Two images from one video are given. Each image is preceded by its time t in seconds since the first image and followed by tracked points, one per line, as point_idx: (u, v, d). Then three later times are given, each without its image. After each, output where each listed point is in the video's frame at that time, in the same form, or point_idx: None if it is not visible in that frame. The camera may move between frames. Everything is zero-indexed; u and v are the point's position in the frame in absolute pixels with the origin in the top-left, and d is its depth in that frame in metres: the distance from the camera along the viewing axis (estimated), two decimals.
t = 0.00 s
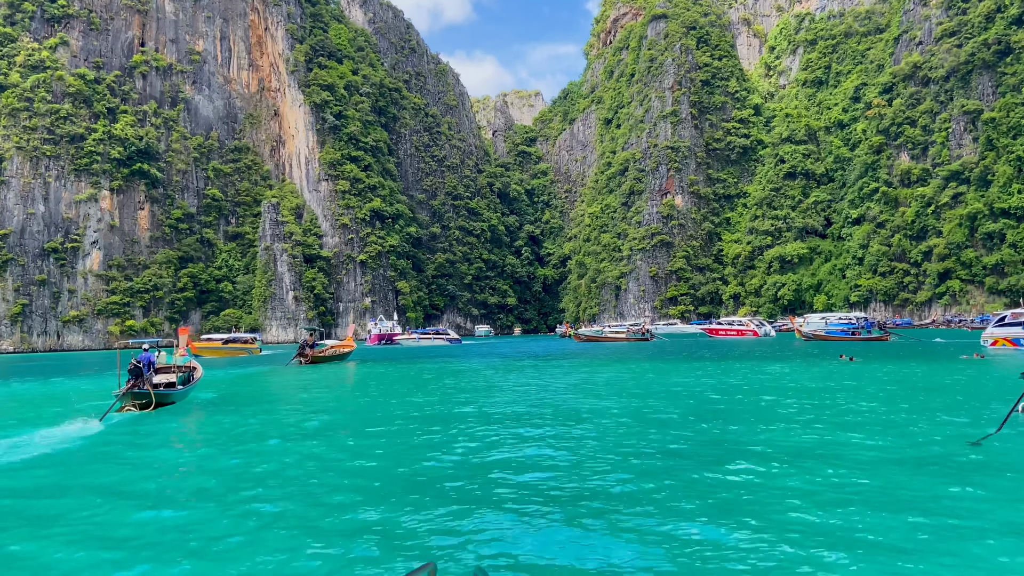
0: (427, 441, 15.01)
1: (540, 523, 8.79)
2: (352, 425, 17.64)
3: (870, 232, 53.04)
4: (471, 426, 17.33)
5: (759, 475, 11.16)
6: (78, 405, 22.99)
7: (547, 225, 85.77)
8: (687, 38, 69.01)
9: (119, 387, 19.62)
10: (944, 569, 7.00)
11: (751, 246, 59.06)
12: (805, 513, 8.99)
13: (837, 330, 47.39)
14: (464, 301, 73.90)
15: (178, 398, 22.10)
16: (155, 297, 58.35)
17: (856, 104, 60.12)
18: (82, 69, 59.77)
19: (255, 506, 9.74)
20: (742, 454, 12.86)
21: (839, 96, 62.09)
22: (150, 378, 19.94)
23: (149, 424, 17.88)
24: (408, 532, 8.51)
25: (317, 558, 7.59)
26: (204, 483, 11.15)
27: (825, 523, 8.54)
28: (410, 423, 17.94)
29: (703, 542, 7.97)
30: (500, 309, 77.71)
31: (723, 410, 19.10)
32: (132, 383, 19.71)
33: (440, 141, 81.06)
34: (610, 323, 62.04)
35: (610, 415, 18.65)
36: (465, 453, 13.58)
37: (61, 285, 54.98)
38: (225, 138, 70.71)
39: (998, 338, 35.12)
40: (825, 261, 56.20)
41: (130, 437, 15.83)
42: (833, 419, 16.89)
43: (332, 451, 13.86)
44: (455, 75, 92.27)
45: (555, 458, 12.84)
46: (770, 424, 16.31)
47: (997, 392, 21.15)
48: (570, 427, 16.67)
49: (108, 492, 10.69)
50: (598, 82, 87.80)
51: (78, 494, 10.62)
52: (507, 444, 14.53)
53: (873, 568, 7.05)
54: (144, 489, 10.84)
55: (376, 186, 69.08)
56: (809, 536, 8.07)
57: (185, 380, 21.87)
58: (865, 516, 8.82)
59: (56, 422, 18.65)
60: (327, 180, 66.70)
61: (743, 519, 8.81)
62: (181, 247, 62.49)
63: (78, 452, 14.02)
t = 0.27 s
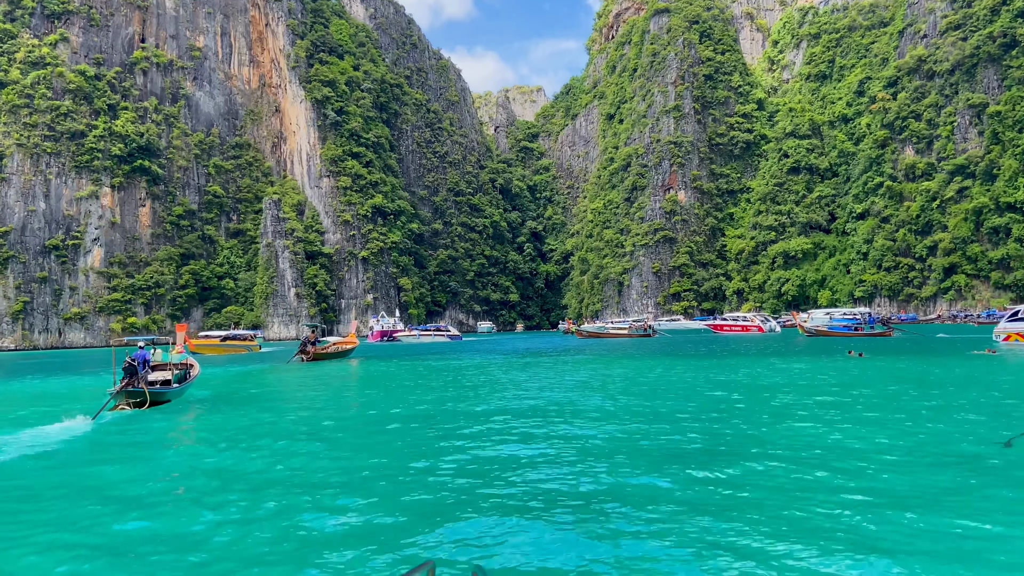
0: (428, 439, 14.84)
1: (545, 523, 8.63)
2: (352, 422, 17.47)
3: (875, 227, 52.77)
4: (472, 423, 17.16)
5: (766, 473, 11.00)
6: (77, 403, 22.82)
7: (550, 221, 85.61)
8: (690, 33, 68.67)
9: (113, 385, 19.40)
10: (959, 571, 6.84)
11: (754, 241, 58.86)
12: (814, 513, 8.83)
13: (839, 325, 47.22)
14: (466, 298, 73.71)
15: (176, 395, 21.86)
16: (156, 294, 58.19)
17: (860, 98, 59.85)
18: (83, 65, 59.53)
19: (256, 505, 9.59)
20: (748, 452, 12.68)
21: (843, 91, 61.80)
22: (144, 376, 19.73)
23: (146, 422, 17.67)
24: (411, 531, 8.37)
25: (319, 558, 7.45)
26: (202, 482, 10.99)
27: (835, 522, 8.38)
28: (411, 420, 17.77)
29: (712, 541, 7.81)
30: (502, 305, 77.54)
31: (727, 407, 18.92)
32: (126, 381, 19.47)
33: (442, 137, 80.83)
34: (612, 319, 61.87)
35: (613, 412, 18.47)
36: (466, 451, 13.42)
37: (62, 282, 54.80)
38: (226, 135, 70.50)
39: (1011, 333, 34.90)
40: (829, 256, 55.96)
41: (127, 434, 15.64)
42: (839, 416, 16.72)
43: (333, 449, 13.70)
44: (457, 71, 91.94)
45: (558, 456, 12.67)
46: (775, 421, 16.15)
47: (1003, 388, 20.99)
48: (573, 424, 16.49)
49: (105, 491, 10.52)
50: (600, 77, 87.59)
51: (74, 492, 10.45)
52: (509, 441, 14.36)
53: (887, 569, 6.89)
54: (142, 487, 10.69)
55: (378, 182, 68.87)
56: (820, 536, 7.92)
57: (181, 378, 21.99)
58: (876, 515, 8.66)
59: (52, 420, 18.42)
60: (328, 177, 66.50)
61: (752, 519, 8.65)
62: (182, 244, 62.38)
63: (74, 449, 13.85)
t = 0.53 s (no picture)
0: (433, 437, 14.65)
1: (559, 523, 8.45)
2: (356, 420, 17.27)
3: (879, 223, 52.55)
4: (478, 421, 16.95)
5: (781, 473, 10.80)
6: (78, 401, 22.66)
7: (552, 218, 85.48)
8: (693, 28, 68.34)
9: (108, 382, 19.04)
10: (978, 570, 6.75)
11: (758, 237, 58.63)
12: (833, 513, 8.65)
13: (843, 321, 46.99)
14: (469, 295, 73.61)
15: (176, 394, 21.58)
16: (158, 292, 58.03)
17: (864, 93, 59.63)
18: (84, 63, 59.25)
19: (262, 506, 9.40)
20: (760, 450, 12.48)
21: (846, 86, 61.58)
22: (140, 375, 19.37)
23: (145, 421, 17.39)
24: (423, 532, 8.18)
25: (330, 561, 7.26)
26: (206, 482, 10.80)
27: (857, 523, 8.20)
28: (415, 418, 17.55)
29: (732, 542, 7.62)
30: (505, 302, 77.43)
31: (735, 404, 18.70)
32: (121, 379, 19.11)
33: (443, 134, 80.60)
34: (615, 316, 61.75)
35: (619, 410, 18.25)
36: (473, 449, 13.22)
37: (64, 280, 54.59)
38: (228, 132, 70.28)
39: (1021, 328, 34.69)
40: (833, 252, 55.75)
41: (127, 433, 15.39)
42: (848, 414, 16.54)
43: (338, 448, 13.50)
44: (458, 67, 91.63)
45: (567, 455, 12.47)
46: (785, 419, 15.95)
47: (1012, 385, 20.84)
48: (580, 422, 16.29)
49: (108, 492, 10.31)
50: (603, 72, 87.34)
51: (76, 493, 10.23)
52: (516, 440, 14.17)
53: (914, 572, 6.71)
54: (145, 488, 10.48)
55: (380, 179, 68.68)
56: (835, 535, 7.83)
57: (176, 376, 21.79)
58: (897, 515, 8.48)
59: (50, 419, 18.13)
60: (330, 173, 66.26)
61: (770, 519, 8.46)
62: (184, 241, 62.21)
63: (74, 448, 13.61)
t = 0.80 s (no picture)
0: (434, 435, 14.47)
1: (563, 521, 8.30)
2: (356, 418, 17.09)
3: (884, 219, 52.29)
4: (479, 419, 16.77)
5: (788, 470, 10.63)
6: (77, 399, 22.48)
7: (555, 215, 85.29)
8: (696, 23, 68.00)
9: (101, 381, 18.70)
10: (995, 569, 6.59)
11: (762, 234, 58.38)
12: (844, 511, 8.48)
13: (846, 318, 46.79)
14: (471, 292, 73.46)
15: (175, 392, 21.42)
16: (160, 290, 57.86)
17: (868, 88, 59.36)
18: (85, 60, 59.01)
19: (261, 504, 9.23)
20: (766, 447, 12.32)
21: (851, 81, 61.31)
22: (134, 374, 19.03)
23: (142, 419, 17.14)
24: (426, 529, 8.01)
25: (332, 558, 7.09)
26: (204, 480, 10.62)
27: (869, 521, 8.05)
28: (416, 417, 17.36)
29: (741, 541, 7.46)
30: (507, 299, 77.22)
31: (738, 402, 18.53)
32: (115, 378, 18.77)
33: (445, 131, 80.35)
34: (618, 313, 61.56)
35: (622, 408, 18.06)
36: (475, 448, 13.05)
37: (65, 278, 54.40)
38: (229, 129, 70.05)
39: None
40: (838, 248, 55.49)
41: (123, 433, 15.17)
42: (853, 411, 16.36)
43: (338, 446, 13.31)
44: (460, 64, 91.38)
45: (570, 453, 12.29)
46: (790, 416, 15.78)
47: (1018, 382, 20.69)
48: (582, 420, 16.10)
49: (105, 489, 10.15)
50: (605, 69, 87.11)
51: (71, 493, 10.04)
52: (517, 438, 13.98)
53: (930, 570, 6.55)
54: (143, 486, 10.31)
55: (382, 176, 68.44)
56: (846, 533, 7.66)
57: (172, 375, 21.46)
58: (909, 513, 8.31)
59: (46, 418, 17.88)
60: (332, 170, 65.98)
61: (779, 518, 8.30)
62: (186, 239, 62.01)
63: (69, 448, 13.39)
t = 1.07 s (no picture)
0: (435, 435, 14.18)
1: (569, 523, 8.02)
2: (355, 417, 16.78)
3: (890, 215, 52.03)
4: (481, 418, 16.46)
5: (800, 471, 10.34)
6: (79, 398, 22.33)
7: (557, 212, 85.08)
8: (700, 19, 67.70)
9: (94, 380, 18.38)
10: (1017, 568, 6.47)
11: (766, 231, 58.09)
12: (859, 513, 8.20)
13: (850, 315, 46.55)
14: (474, 290, 73.32)
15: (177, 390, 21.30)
16: (162, 288, 57.70)
17: (873, 84, 59.11)
18: (86, 58, 58.81)
19: (259, 505, 8.97)
20: (776, 446, 12.20)
21: (855, 77, 61.07)
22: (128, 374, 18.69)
23: (136, 419, 16.83)
24: (432, 530, 7.86)
25: (329, 563, 6.85)
26: (199, 481, 10.36)
27: (885, 523, 7.77)
28: (416, 415, 17.06)
29: (754, 544, 7.21)
30: (510, 297, 77.03)
31: (745, 401, 18.22)
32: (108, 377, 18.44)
33: (448, 128, 80.09)
34: (622, 311, 61.35)
35: (625, 407, 17.76)
36: (476, 447, 12.76)
37: (67, 277, 54.24)
38: (231, 127, 69.85)
39: None
40: (842, 245, 55.27)
41: (116, 433, 14.83)
42: (862, 409, 16.16)
43: (336, 445, 13.03)
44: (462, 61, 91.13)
45: (575, 453, 12.00)
46: (797, 415, 15.51)
47: None
48: (586, 419, 15.81)
49: (108, 488, 10.03)
50: (608, 65, 86.90)
51: (60, 495, 9.73)
52: (520, 437, 13.69)
53: (950, 570, 6.45)
54: (134, 487, 10.02)
55: (384, 174, 68.21)
56: (862, 531, 7.55)
57: (167, 375, 21.11)
58: (925, 516, 8.04)
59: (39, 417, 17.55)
60: (334, 168, 65.74)
61: (791, 520, 8.03)
62: (188, 237, 61.83)
63: (60, 449, 13.07)
